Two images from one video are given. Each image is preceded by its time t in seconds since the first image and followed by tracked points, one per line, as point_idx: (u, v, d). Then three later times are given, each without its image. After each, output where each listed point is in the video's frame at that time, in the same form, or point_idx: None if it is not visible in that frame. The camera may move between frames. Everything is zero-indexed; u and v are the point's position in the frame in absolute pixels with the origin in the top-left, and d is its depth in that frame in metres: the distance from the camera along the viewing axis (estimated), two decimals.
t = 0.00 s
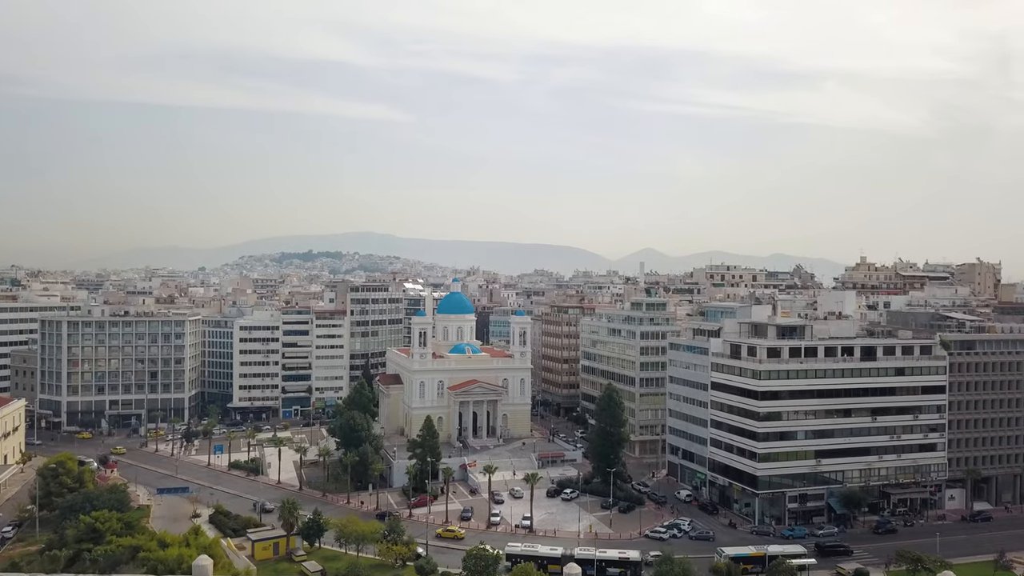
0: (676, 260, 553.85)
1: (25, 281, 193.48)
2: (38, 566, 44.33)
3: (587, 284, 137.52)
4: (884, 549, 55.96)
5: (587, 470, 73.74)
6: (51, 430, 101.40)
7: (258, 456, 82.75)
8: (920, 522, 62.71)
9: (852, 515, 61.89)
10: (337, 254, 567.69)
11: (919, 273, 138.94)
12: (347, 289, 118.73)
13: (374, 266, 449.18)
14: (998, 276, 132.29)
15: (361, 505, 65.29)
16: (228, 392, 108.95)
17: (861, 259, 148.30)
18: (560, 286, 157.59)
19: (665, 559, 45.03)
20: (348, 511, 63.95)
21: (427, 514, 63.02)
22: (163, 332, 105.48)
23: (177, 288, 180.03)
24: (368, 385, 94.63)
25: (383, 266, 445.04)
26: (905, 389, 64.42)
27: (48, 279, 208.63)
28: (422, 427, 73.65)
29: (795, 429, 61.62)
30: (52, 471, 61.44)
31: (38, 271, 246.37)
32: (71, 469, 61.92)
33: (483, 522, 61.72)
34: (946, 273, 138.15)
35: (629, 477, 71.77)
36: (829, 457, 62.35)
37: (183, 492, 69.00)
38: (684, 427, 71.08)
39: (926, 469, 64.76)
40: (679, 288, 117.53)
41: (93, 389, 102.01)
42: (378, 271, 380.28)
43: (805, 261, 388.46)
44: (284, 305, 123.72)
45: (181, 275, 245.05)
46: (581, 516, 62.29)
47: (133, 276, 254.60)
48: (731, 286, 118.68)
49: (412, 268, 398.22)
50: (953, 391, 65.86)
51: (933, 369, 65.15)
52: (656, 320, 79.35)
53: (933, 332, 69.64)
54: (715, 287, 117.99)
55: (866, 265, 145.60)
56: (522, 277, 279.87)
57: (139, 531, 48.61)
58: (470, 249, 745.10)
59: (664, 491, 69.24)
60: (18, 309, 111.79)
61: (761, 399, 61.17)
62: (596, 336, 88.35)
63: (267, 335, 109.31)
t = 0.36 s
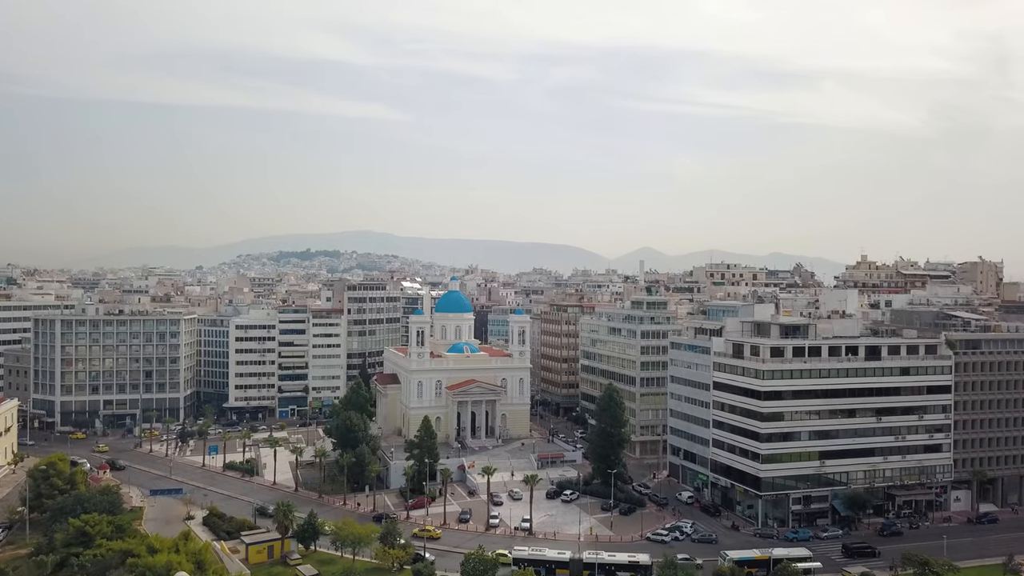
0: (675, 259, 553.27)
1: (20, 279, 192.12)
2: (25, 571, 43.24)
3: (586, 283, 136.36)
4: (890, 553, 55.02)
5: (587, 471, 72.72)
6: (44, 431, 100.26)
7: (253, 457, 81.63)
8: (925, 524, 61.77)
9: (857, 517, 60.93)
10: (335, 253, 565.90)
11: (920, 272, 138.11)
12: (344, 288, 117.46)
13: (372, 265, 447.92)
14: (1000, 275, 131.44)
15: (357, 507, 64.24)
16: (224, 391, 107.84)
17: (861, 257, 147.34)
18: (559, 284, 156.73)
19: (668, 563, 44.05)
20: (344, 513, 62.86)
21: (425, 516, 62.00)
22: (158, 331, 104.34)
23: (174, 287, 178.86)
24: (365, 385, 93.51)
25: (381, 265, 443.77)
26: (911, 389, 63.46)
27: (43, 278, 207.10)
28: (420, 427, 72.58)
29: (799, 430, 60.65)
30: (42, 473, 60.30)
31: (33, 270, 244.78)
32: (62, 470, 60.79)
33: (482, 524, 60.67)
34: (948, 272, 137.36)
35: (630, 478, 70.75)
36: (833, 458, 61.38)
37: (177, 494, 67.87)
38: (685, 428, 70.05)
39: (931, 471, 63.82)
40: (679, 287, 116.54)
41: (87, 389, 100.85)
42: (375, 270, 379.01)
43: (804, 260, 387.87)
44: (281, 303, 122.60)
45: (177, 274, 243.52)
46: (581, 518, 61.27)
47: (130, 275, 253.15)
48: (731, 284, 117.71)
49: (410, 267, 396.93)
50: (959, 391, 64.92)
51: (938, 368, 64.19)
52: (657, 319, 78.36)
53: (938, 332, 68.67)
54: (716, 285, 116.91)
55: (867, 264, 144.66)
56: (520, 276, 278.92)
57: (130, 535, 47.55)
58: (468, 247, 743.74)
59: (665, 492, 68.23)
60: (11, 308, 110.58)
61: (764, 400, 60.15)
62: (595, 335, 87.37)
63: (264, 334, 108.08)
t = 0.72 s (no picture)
0: (674, 259, 552.62)
1: (16, 279, 190.84)
2: None
3: (585, 282, 135.39)
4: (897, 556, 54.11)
5: (587, 472, 71.79)
6: (39, 431, 99.29)
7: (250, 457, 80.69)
8: (931, 527, 60.87)
9: (862, 520, 60.03)
10: (334, 253, 564.75)
11: (922, 272, 137.35)
12: (342, 287, 116.17)
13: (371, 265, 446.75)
14: (1003, 274, 130.68)
15: (355, 510, 63.35)
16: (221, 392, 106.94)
17: (863, 257, 146.48)
18: (558, 284, 155.90)
19: (671, 568, 43.17)
20: (342, 516, 61.96)
21: (423, 518, 61.08)
22: (154, 331, 103.41)
23: (170, 287, 177.58)
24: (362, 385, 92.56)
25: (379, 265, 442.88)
26: (916, 389, 62.58)
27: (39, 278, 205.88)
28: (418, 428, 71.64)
29: (803, 431, 59.78)
30: (34, 475, 59.29)
31: (30, 269, 243.43)
32: (54, 472, 59.77)
33: (481, 526, 59.75)
34: (950, 271, 136.64)
35: (631, 480, 69.86)
36: (837, 460, 60.52)
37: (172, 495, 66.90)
38: (687, 429, 69.10)
39: (937, 472, 62.93)
40: (679, 286, 115.63)
41: (83, 389, 99.90)
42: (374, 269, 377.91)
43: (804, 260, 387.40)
44: (278, 303, 121.61)
45: (175, 273, 242.22)
46: (582, 521, 60.35)
47: (128, 274, 251.84)
48: (731, 284, 116.87)
49: (409, 267, 395.96)
50: (965, 392, 64.06)
51: (944, 369, 63.31)
52: (658, 318, 77.48)
53: (943, 332, 67.78)
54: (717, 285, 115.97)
55: (868, 263, 143.80)
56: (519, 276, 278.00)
57: (122, 539, 46.59)
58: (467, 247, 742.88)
59: (666, 493, 67.32)
60: (6, 308, 109.57)
61: (768, 401, 59.25)
62: (596, 334, 86.52)
63: (261, 334, 107.07)
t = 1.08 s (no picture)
0: (672, 259, 551.10)
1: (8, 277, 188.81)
2: None
3: (585, 281, 133.68)
4: (908, 561, 52.64)
5: (588, 475, 70.28)
6: (29, 432, 97.59)
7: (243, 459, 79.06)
8: (941, 531, 59.40)
9: (870, 524, 58.53)
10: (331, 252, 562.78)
11: (924, 270, 136.02)
12: (338, 286, 114.31)
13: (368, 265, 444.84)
14: (1006, 273, 129.32)
15: (350, 514, 61.80)
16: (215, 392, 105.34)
17: (864, 255, 145.06)
18: (557, 283, 154.38)
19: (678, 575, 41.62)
20: (337, 520, 60.39)
21: (420, 522, 59.54)
22: (147, 330, 101.79)
23: (164, 285, 175.71)
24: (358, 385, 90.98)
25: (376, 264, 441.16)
26: (925, 390, 61.10)
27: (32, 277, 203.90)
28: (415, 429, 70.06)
29: (809, 433, 58.31)
30: (20, 478, 57.66)
31: (24, 268, 241.22)
32: (41, 475, 58.12)
33: (480, 531, 58.21)
34: (953, 270, 135.29)
35: (633, 482, 68.36)
36: (844, 463, 59.05)
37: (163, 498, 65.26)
38: (690, 431, 67.58)
39: (946, 475, 61.46)
40: (680, 285, 114.16)
41: (74, 389, 98.21)
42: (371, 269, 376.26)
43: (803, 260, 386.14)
44: (274, 302, 120.07)
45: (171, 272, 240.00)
46: (583, 525, 58.81)
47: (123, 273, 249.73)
48: (733, 283, 115.43)
49: (407, 266, 394.29)
50: (975, 392, 62.59)
51: (953, 369, 61.82)
52: (660, 317, 75.99)
53: (952, 331, 66.30)
54: (718, 283, 114.35)
55: (870, 262, 142.32)
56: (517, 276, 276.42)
57: (107, 545, 44.99)
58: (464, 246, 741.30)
59: (669, 496, 65.79)
60: None
61: (774, 402, 57.76)
62: (596, 334, 85.00)
63: (256, 333, 105.59)
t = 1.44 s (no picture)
0: (670, 258, 548.88)
1: None
2: None
3: (584, 280, 131.06)
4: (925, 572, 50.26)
5: (589, 480, 67.86)
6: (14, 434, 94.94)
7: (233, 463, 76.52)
8: (957, 539, 57.06)
9: (884, 532, 56.19)
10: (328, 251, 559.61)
11: (929, 269, 133.70)
12: (331, 284, 111.55)
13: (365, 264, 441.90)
14: (1013, 271, 127.01)
15: (342, 521, 59.28)
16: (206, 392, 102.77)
17: (868, 254, 142.66)
18: (556, 282, 151.83)
19: None
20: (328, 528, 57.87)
21: (415, 530, 57.07)
22: (136, 329, 99.23)
23: (157, 284, 172.97)
24: (352, 386, 88.44)
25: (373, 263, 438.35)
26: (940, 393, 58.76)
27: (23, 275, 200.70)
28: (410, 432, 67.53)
29: (821, 437, 55.96)
30: None
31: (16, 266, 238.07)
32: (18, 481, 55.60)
33: (477, 539, 55.75)
34: (958, 269, 132.98)
35: (636, 487, 65.97)
36: (857, 468, 56.71)
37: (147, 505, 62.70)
38: (695, 434, 65.20)
39: (962, 481, 59.15)
40: (681, 284, 111.74)
41: (60, 390, 95.59)
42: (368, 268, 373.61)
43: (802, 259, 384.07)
44: (266, 301, 117.56)
45: (165, 270, 237.21)
46: (585, 533, 56.39)
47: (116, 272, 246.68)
48: (735, 281, 113.06)
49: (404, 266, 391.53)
50: (991, 394, 60.27)
51: (969, 370, 59.47)
52: (663, 316, 73.62)
53: (966, 330, 63.94)
54: (720, 282, 111.89)
55: (874, 261, 139.89)
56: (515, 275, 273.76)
57: (82, 557, 42.51)
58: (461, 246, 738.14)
59: (674, 502, 63.40)
60: None
61: (784, 405, 55.39)
62: (596, 333, 82.58)
63: (247, 333, 102.95)
